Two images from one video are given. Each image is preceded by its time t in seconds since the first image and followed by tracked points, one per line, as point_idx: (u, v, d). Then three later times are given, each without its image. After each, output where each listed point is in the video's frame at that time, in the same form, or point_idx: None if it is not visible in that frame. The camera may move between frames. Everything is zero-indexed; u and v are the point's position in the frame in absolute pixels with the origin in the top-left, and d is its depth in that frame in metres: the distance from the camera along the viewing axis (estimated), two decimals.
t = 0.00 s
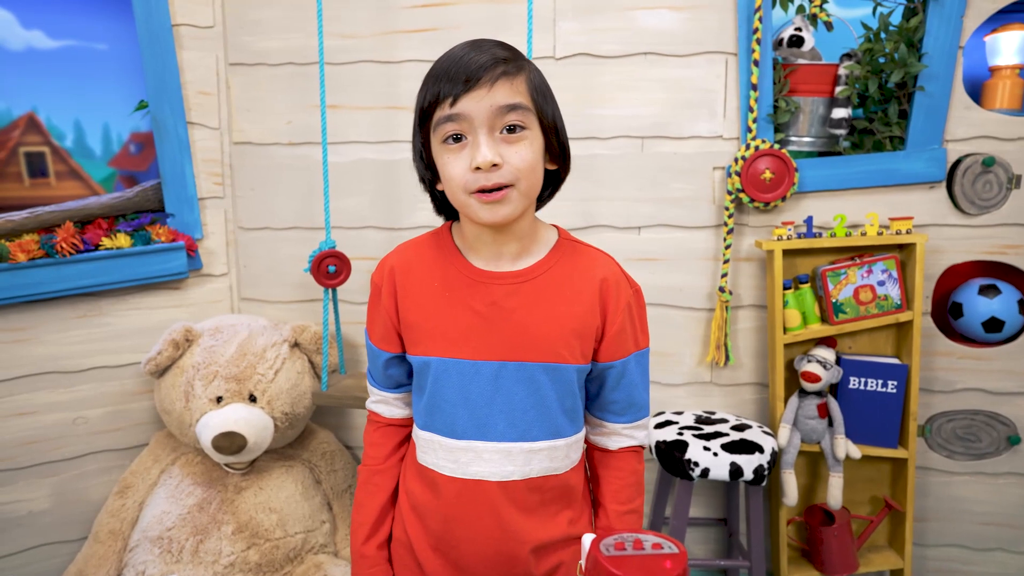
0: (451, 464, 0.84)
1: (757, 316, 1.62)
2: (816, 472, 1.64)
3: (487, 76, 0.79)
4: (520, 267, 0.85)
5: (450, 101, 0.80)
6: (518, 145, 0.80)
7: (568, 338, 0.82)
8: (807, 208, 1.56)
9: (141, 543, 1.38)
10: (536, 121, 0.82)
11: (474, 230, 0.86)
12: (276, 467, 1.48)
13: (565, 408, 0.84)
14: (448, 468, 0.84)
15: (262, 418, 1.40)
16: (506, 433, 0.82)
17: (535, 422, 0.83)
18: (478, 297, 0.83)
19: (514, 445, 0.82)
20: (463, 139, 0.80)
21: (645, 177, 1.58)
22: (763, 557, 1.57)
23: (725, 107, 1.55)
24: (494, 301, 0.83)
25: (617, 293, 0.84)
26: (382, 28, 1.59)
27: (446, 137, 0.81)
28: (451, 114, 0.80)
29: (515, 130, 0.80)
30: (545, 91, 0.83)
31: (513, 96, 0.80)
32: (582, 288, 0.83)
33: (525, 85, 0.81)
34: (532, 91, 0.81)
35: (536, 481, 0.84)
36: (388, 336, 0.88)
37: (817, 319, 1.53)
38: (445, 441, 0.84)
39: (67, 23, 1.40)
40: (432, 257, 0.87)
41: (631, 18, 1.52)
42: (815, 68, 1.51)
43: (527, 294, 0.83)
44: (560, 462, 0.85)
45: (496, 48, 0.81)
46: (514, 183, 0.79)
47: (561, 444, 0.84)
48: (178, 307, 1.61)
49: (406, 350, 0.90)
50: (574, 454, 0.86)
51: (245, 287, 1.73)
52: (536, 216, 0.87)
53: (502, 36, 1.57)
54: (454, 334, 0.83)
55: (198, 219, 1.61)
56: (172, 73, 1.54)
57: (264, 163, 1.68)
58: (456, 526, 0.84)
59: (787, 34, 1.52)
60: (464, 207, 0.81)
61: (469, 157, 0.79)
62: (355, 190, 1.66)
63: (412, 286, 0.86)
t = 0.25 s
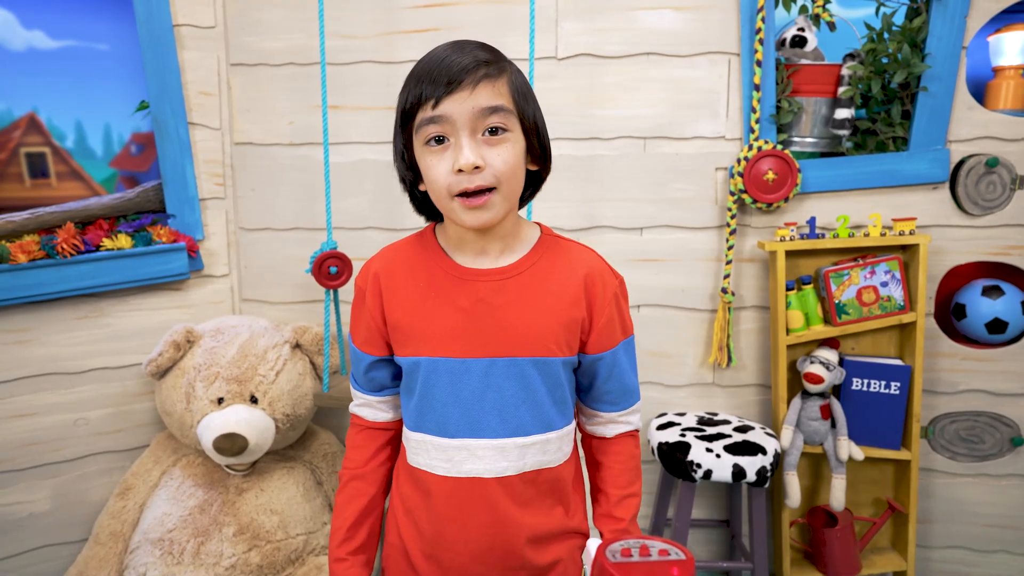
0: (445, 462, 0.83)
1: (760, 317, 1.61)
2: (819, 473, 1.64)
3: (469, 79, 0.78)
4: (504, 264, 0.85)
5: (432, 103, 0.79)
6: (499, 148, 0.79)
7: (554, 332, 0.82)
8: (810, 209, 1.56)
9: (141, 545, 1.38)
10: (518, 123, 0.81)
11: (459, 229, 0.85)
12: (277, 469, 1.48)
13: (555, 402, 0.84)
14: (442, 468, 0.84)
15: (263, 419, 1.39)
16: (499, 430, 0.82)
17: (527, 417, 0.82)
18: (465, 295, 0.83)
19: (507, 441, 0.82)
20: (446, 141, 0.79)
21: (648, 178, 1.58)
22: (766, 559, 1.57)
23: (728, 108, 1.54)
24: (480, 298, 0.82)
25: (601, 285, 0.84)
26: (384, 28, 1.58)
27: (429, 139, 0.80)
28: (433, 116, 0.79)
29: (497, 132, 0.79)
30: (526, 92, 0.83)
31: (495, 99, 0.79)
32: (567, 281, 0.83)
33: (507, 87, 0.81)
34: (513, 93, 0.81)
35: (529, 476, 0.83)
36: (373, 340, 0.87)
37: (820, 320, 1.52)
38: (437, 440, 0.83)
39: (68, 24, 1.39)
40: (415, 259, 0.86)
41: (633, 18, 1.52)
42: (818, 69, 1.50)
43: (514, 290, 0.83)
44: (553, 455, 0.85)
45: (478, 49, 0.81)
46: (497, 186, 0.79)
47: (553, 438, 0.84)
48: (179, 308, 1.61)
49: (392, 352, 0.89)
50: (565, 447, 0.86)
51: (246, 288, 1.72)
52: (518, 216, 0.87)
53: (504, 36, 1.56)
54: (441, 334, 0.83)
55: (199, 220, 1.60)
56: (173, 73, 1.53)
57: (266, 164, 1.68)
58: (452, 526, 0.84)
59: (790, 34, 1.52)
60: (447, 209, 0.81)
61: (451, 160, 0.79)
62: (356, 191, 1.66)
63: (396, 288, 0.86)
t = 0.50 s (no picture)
0: (452, 460, 0.82)
1: (763, 318, 1.61)
2: (822, 474, 1.63)
3: (477, 74, 0.79)
4: (511, 261, 0.85)
5: (441, 98, 0.79)
6: (507, 139, 0.79)
7: (563, 331, 0.82)
8: (813, 209, 1.55)
9: (142, 546, 1.37)
10: (525, 117, 0.81)
11: (466, 225, 0.85)
12: (278, 469, 1.48)
13: (561, 399, 0.84)
14: (451, 466, 0.82)
15: (264, 419, 1.39)
16: (508, 426, 0.81)
17: (535, 413, 0.82)
18: (474, 293, 0.82)
19: (516, 437, 0.81)
20: (454, 135, 0.79)
21: (650, 177, 1.57)
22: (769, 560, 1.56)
23: (731, 107, 1.54)
24: (489, 297, 0.82)
25: (607, 286, 0.85)
26: (385, 27, 1.58)
27: (437, 133, 0.80)
28: (442, 110, 0.79)
29: (505, 126, 0.79)
30: (533, 90, 0.83)
31: (503, 93, 0.79)
32: (575, 281, 0.83)
33: (514, 83, 0.81)
34: (521, 89, 0.81)
35: (537, 472, 0.83)
36: (379, 338, 0.86)
37: (823, 320, 1.51)
38: (445, 438, 0.82)
39: (68, 24, 1.39)
40: (422, 257, 0.86)
41: (635, 18, 1.52)
42: (820, 68, 1.50)
43: (523, 288, 0.82)
44: (560, 452, 0.84)
45: (485, 48, 0.81)
46: (505, 176, 0.79)
47: (560, 434, 0.84)
48: (180, 308, 1.61)
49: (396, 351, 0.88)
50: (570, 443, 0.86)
51: (247, 288, 1.72)
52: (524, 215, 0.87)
53: (505, 36, 1.56)
54: (449, 331, 0.82)
55: (200, 219, 1.60)
56: (174, 73, 1.53)
57: (266, 163, 1.67)
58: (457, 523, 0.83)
59: (793, 33, 1.51)
60: (455, 203, 0.80)
61: (460, 151, 0.78)
62: (357, 191, 1.66)
63: (403, 286, 0.84)
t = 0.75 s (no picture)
0: (458, 449, 0.82)
1: (764, 318, 1.60)
2: (824, 474, 1.63)
3: (491, 78, 0.79)
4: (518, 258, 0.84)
5: (456, 99, 0.79)
6: (519, 141, 0.79)
7: (568, 324, 0.82)
8: (815, 209, 1.55)
9: (143, 547, 1.37)
10: (535, 122, 0.82)
11: (473, 220, 0.84)
12: (279, 470, 1.47)
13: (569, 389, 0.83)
14: (456, 454, 0.82)
15: (265, 419, 1.38)
16: (515, 415, 0.81)
17: (542, 403, 0.81)
18: (480, 287, 0.82)
19: (523, 426, 0.81)
20: (468, 135, 0.79)
21: (651, 177, 1.57)
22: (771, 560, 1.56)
23: (733, 107, 1.53)
24: (495, 289, 0.82)
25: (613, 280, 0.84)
26: (386, 27, 1.58)
27: (451, 133, 0.80)
28: (457, 111, 0.79)
29: (517, 128, 0.79)
30: (543, 97, 0.83)
31: (515, 98, 0.79)
32: (580, 275, 0.83)
33: (526, 89, 0.81)
34: (532, 95, 0.81)
35: (544, 463, 0.82)
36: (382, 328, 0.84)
37: (825, 320, 1.51)
38: (450, 426, 0.82)
39: (69, 24, 1.39)
40: (428, 250, 0.85)
41: (637, 17, 1.51)
42: (823, 67, 1.50)
43: (529, 282, 0.82)
44: (567, 444, 0.83)
45: (498, 54, 0.81)
46: (517, 176, 0.79)
47: (568, 428, 0.82)
48: (181, 309, 1.60)
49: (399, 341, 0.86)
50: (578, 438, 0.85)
51: (247, 288, 1.72)
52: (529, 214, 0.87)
53: (506, 35, 1.56)
54: (455, 324, 0.81)
55: (201, 219, 1.60)
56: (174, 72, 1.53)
57: (267, 163, 1.67)
58: (466, 507, 0.82)
59: (795, 33, 1.51)
60: (467, 201, 0.80)
61: (473, 152, 0.78)
62: (358, 191, 1.65)
63: (408, 277, 0.84)
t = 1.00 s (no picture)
0: (458, 448, 0.81)
1: (766, 318, 1.60)
2: (826, 474, 1.63)
3: (489, 70, 0.79)
4: (516, 257, 0.84)
5: (454, 92, 0.79)
6: (518, 131, 0.78)
7: (566, 322, 0.82)
8: (817, 209, 1.55)
9: (144, 547, 1.37)
10: (534, 116, 0.81)
11: (472, 219, 0.83)
12: (281, 470, 1.47)
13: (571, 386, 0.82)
14: (457, 452, 0.80)
15: (266, 419, 1.38)
16: (513, 413, 0.80)
17: (540, 400, 0.80)
18: (480, 286, 0.82)
19: (520, 424, 0.80)
20: (467, 127, 0.78)
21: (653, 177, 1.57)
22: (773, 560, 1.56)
23: (734, 107, 1.53)
24: (495, 289, 0.82)
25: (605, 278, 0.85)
26: (388, 27, 1.58)
27: (449, 126, 0.79)
28: (456, 102, 0.78)
29: (516, 120, 0.79)
30: (540, 94, 0.84)
31: (513, 89, 0.80)
32: (574, 274, 0.84)
33: (523, 83, 0.82)
34: (529, 91, 0.82)
35: (545, 461, 0.80)
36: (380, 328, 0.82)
37: (827, 320, 1.51)
38: (449, 425, 0.81)
39: (71, 23, 1.38)
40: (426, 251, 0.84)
41: (638, 17, 1.51)
42: (824, 67, 1.50)
43: (528, 282, 0.82)
44: (568, 442, 0.82)
45: (495, 49, 0.82)
46: (516, 167, 0.78)
47: (567, 423, 0.81)
48: (182, 308, 1.60)
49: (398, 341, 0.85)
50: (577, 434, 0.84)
51: (249, 288, 1.72)
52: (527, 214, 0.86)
53: (508, 35, 1.56)
54: (455, 324, 0.81)
55: (202, 219, 1.60)
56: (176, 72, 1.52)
57: (268, 163, 1.67)
58: (462, 512, 0.79)
59: (796, 32, 1.51)
60: (465, 193, 0.79)
61: (472, 141, 0.77)
62: (360, 191, 1.65)
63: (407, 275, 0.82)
